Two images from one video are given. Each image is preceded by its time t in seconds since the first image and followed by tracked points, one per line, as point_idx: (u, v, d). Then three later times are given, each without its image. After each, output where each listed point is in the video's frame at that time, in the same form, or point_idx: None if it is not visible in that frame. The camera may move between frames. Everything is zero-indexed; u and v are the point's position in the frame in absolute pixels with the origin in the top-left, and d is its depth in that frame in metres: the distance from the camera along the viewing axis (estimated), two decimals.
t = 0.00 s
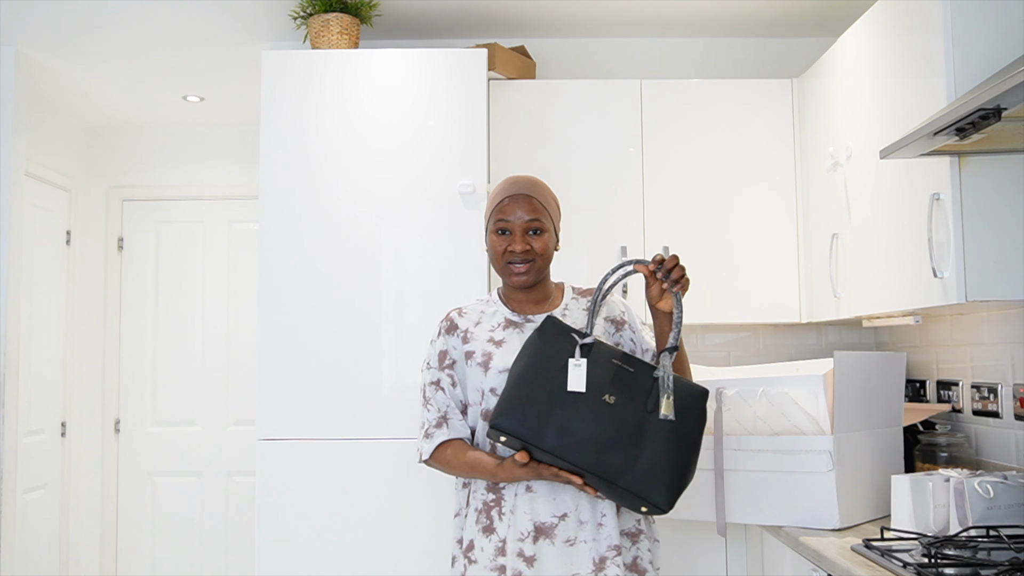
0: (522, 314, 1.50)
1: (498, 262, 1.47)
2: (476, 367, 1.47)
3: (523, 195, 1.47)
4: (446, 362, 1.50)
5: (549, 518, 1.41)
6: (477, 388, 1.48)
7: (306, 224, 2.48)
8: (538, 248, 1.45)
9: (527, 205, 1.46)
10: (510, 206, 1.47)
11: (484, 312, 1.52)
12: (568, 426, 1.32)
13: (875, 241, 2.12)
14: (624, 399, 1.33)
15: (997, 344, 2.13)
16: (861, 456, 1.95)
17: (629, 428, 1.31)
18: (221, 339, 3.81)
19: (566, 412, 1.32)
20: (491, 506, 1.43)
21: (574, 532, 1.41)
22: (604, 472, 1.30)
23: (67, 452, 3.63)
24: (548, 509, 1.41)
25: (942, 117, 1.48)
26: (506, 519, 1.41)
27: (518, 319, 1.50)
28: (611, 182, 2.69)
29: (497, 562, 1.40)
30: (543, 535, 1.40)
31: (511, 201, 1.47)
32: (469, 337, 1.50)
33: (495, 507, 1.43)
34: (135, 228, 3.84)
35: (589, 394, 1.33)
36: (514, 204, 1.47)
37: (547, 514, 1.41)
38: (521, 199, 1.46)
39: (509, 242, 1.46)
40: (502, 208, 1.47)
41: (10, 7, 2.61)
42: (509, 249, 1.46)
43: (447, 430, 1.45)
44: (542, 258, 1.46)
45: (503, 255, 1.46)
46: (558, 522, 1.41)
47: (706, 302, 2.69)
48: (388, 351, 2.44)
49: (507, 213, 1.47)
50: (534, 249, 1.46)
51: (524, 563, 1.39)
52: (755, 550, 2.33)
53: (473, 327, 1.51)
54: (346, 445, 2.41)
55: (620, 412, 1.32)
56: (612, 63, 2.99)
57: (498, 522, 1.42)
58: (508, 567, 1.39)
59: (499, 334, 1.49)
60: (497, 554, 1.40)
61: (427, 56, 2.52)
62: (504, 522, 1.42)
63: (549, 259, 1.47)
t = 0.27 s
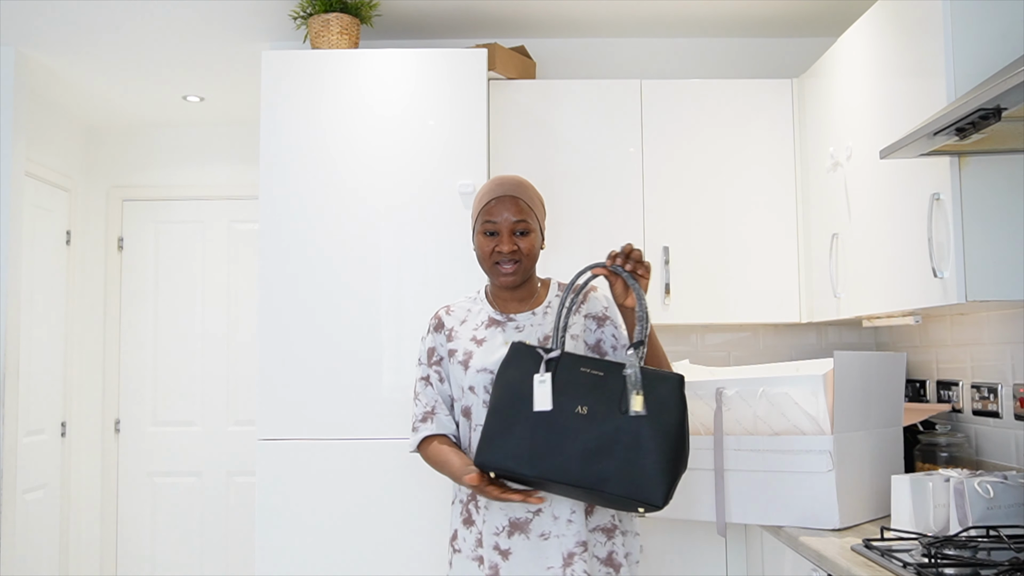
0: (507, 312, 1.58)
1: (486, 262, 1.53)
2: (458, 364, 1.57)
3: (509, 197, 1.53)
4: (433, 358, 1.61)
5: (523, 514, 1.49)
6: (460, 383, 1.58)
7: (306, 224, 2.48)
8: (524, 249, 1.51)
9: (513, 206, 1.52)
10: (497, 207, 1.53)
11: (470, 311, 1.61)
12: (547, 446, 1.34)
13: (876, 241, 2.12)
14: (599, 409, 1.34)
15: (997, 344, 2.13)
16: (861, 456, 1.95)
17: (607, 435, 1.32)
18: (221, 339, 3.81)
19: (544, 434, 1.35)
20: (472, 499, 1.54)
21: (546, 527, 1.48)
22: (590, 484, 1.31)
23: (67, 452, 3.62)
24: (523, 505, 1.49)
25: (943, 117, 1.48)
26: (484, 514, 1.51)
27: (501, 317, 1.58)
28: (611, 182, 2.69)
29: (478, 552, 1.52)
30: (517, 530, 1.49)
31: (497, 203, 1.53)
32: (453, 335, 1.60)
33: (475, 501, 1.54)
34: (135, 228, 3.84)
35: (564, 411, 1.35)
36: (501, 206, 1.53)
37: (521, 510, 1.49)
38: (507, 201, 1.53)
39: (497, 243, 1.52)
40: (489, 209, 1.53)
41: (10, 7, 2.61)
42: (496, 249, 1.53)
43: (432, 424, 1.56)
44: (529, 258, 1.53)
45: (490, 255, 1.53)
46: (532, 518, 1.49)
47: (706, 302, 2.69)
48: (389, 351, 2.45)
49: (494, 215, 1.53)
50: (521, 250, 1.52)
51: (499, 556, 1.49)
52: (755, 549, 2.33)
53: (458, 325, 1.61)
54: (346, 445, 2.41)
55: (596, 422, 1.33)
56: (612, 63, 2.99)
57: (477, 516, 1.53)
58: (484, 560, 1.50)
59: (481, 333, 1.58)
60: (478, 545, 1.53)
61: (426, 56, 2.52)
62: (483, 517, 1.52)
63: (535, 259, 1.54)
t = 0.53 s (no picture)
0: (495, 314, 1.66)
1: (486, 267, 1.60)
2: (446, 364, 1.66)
3: (507, 206, 1.62)
4: (421, 360, 1.72)
5: (507, 509, 1.55)
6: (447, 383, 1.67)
7: (306, 225, 2.48)
8: (523, 255, 1.60)
9: (512, 214, 1.61)
10: (497, 215, 1.61)
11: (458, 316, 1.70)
12: (559, 443, 1.41)
13: (876, 241, 2.12)
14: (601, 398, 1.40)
15: (997, 344, 2.13)
16: (861, 456, 1.95)
17: (611, 422, 1.37)
18: (221, 339, 3.81)
19: (554, 434, 1.42)
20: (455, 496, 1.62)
21: (528, 521, 1.54)
22: (600, 472, 1.35)
23: (67, 452, 3.63)
24: (504, 500, 1.56)
25: (943, 118, 1.48)
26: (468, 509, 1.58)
27: (489, 318, 1.66)
28: (611, 182, 2.69)
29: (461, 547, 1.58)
30: (501, 523, 1.55)
31: (498, 210, 1.61)
32: (442, 337, 1.69)
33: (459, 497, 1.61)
34: (135, 228, 3.84)
35: (570, 409, 1.42)
36: (499, 214, 1.61)
37: (503, 504, 1.56)
38: (505, 209, 1.61)
39: (498, 251, 1.60)
40: (489, 216, 1.62)
41: (10, 7, 2.61)
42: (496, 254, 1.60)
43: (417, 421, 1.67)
44: (526, 264, 1.61)
45: (491, 260, 1.60)
46: (514, 512, 1.55)
47: (706, 302, 2.68)
48: (388, 351, 2.45)
49: (495, 221, 1.61)
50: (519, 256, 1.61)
51: (483, 549, 1.55)
52: (755, 549, 2.33)
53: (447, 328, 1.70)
54: (346, 445, 2.41)
55: (599, 413, 1.39)
56: (612, 63, 2.99)
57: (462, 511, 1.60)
58: (469, 553, 1.56)
59: (468, 334, 1.66)
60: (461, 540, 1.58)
61: (427, 55, 2.52)
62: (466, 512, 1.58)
63: (531, 265, 1.62)
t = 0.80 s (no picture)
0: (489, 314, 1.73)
1: (480, 275, 1.66)
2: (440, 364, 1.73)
3: (498, 213, 1.66)
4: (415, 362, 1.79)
5: (504, 504, 1.63)
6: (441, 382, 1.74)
7: (306, 225, 2.48)
8: (517, 264, 1.65)
9: (504, 221, 1.65)
10: (490, 224, 1.65)
11: (454, 320, 1.77)
12: (569, 422, 1.49)
13: (876, 241, 2.12)
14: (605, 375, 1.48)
15: (997, 344, 2.13)
16: (861, 456, 1.95)
17: (615, 396, 1.45)
18: (221, 339, 3.81)
19: (565, 414, 1.50)
20: (451, 492, 1.68)
21: (524, 516, 1.62)
22: (608, 443, 1.42)
23: (67, 452, 3.63)
24: (502, 495, 1.63)
25: (943, 118, 1.48)
26: (466, 504, 1.65)
27: (483, 320, 1.73)
28: (611, 182, 2.69)
29: (458, 542, 1.64)
30: (498, 518, 1.62)
31: (491, 220, 1.65)
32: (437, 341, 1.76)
33: (454, 494, 1.67)
34: (135, 228, 3.84)
35: (579, 389, 1.51)
36: (491, 222, 1.65)
37: (501, 499, 1.63)
38: (496, 217, 1.65)
39: (492, 258, 1.65)
40: (482, 224, 1.65)
41: (10, 7, 2.61)
42: (490, 263, 1.65)
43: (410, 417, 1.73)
44: (520, 271, 1.67)
45: (485, 269, 1.65)
46: (512, 506, 1.62)
47: (706, 302, 2.69)
48: (389, 351, 2.45)
49: (487, 231, 1.65)
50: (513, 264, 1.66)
51: (482, 543, 1.62)
52: (755, 549, 2.33)
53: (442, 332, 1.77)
54: (346, 445, 2.41)
55: (605, 389, 1.47)
56: (612, 63, 2.99)
57: (458, 506, 1.66)
58: (469, 547, 1.63)
59: (463, 335, 1.73)
60: (458, 535, 1.65)
61: (426, 56, 2.52)
62: (465, 507, 1.65)
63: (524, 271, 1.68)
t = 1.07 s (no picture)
0: (485, 317, 1.73)
1: (478, 280, 1.66)
2: (439, 365, 1.73)
3: (494, 218, 1.66)
4: (409, 363, 1.78)
5: (505, 503, 1.63)
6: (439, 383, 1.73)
7: (307, 225, 2.48)
8: (515, 266, 1.66)
9: (500, 226, 1.66)
10: (485, 228, 1.66)
11: (451, 321, 1.77)
12: (590, 422, 1.51)
13: (876, 241, 2.12)
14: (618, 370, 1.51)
15: (997, 344, 2.13)
16: (861, 456, 1.95)
17: (633, 391, 1.48)
18: (221, 339, 3.81)
19: (583, 413, 1.52)
20: (450, 492, 1.68)
21: (525, 515, 1.62)
22: (633, 439, 1.45)
23: (67, 452, 3.63)
24: (502, 494, 1.63)
25: (942, 118, 1.48)
26: (466, 504, 1.65)
27: (480, 322, 1.72)
28: (611, 182, 2.69)
29: (460, 542, 1.64)
30: (499, 518, 1.63)
31: (486, 224, 1.66)
32: (435, 342, 1.76)
33: (454, 494, 1.67)
34: (135, 228, 3.84)
35: (592, 386, 1.53)
36: (487, 226, 1.66)
37: (502, 499, 1.63)
38: (492, 221, 1.66)
39: (489, 261, 1.65)
40: (477, 229, 1.66)
41: (9, 7, 2.61)
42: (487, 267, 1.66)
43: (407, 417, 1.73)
44: (517, 274, 1.67)
45: (483, 273, 1.65)
46: (512, 506, 1.63)
47: (706, 302, 2.69)
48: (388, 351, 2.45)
49: (483, 235, 1.65)
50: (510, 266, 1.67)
51: (483, 543, 1.62)
52: (755, 549, 2.33)
53: (440, 333, 1.77)
54: (346, 445, 2.41)
55: (620, 385, 1.50)
56: (612, 63, 2.99)
57: (459, 506, 1.66)
58: (471, 547, 1.63)
59: (462, 336, 1.73)
60: (460, 536, 1.65)
61: (427, 55, 2.52)
62: (465, 507, 1.65)
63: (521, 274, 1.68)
